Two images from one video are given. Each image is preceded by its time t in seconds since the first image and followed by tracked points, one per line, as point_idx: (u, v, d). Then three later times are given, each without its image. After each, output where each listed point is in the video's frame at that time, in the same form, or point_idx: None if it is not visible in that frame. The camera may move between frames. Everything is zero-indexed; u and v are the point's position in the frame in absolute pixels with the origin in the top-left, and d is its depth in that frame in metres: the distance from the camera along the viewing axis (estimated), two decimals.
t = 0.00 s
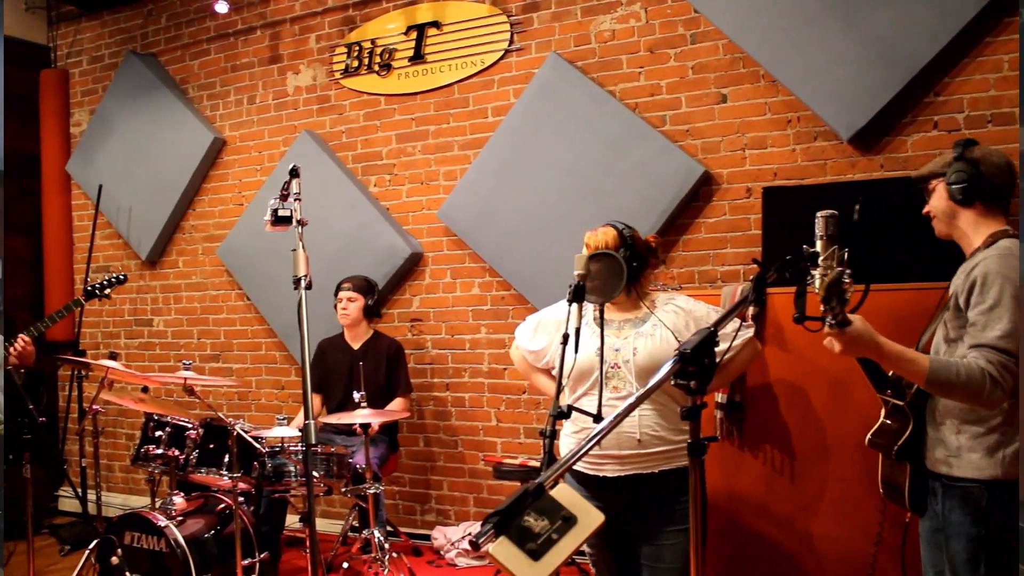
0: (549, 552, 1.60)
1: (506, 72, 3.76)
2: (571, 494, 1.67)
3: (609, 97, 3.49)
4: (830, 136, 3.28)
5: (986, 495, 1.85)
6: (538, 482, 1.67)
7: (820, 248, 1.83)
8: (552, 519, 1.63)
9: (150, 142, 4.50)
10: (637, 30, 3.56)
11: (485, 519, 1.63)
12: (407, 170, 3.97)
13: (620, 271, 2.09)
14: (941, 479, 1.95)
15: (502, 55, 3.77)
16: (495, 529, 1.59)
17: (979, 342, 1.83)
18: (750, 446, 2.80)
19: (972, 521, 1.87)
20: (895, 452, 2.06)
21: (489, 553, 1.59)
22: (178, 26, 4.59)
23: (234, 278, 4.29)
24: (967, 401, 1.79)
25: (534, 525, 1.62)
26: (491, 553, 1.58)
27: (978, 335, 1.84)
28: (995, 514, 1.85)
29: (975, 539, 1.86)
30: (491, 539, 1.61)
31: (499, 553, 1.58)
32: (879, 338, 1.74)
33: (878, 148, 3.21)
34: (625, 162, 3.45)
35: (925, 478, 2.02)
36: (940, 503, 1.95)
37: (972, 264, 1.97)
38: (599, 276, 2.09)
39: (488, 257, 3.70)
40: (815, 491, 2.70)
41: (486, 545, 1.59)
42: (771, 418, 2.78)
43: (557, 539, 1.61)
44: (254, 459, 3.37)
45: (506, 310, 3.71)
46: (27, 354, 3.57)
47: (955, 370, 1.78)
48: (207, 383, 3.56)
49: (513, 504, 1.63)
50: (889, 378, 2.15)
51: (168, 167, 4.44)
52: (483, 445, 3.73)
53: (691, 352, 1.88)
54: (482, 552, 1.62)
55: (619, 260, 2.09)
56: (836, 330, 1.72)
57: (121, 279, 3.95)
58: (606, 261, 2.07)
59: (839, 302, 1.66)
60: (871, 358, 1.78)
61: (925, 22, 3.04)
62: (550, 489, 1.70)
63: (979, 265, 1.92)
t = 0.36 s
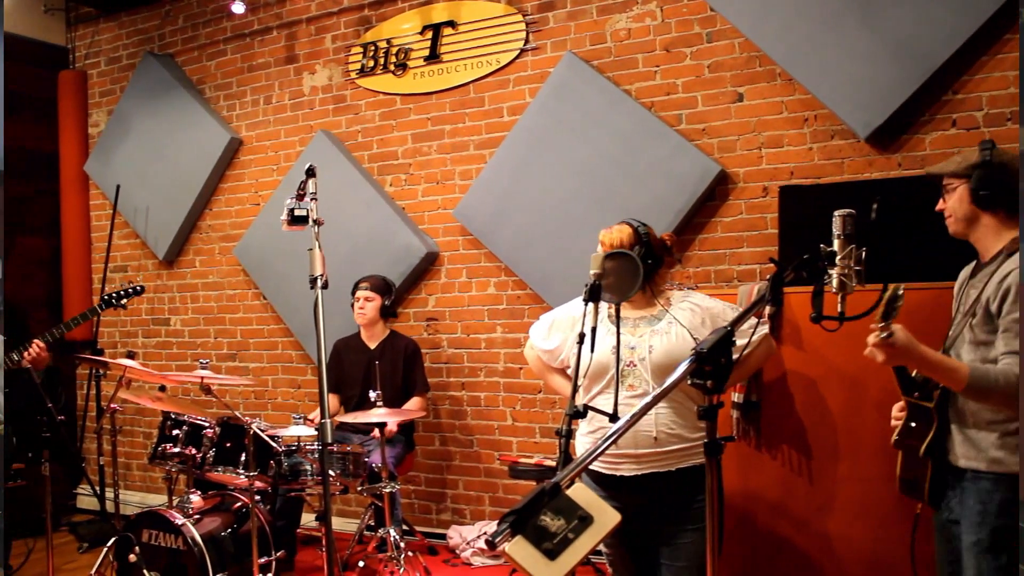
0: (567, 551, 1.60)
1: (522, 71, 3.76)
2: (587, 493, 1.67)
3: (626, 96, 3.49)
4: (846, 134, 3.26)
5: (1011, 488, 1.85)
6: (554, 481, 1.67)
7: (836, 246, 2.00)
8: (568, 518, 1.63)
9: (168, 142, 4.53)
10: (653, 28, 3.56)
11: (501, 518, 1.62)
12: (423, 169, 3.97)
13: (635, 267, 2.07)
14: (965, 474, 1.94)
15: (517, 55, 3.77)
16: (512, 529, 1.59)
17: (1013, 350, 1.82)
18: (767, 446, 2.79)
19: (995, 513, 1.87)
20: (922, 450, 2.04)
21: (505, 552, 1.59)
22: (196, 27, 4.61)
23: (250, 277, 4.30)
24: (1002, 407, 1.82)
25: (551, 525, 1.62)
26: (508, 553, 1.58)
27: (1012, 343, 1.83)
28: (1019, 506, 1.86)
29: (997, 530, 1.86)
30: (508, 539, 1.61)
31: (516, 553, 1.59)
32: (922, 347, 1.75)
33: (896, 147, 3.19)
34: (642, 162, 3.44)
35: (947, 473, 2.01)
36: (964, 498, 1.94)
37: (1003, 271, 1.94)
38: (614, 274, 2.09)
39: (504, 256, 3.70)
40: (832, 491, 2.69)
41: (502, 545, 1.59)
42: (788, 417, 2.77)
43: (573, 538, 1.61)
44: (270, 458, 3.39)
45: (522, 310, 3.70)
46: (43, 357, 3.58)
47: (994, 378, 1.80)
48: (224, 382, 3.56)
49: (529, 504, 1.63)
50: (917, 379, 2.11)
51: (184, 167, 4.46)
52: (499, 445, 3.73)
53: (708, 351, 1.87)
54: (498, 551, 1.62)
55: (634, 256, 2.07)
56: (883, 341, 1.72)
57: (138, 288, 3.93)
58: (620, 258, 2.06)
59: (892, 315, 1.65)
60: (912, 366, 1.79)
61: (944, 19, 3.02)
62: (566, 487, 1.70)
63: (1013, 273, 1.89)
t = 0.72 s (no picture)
0: (584, 551, 1.59)
1: (539, 70, 3.76)
2: (606, 493, 1.66)
3: (643, 95, 3.48)
4: (866, 133, 3.24)
5: None
6: (573, 481, 1.67)
7: (855, 246, 2.04)
8: (587, 517, 1.62)
9: (187, 142, 4.55)
10: (670, 27, 3.55)
11: (519, 519, 1.62)
12: (440, 168, 3.98)
13: (652, 265, 2.08)
14: (999, 477, 1.94)
15: (535, 54, 3.77)
16: (530, 527, 1.59)
17: None
18: (786, 447, 2.77)
19: None
20: (954, 455, 2.04)
21: (523, 551, 1.58)
22: (214, 28, 4.63)
23: (269, 277, 4.32)
24: None
25: (569, 524, 1.61)
26: (525, 552, 1.58)
27: None
28: None
29: None
30: (526, 538, 1.61)
31: (534, 553, 1.58)
32: (971, 351, 1.83)
33: (916, 145, 3.16)
34: (660, 161, 3.43)
35: (978, 476, 2.02)
36: (998, 501, 1.94)
37: None
38: (632, 274, 2.08)
39: (521, 256, 3.70)
40: (852, 492, 2.67)
41: (519, 543, 1.58)
42: (807, 418, 2.75)
43: (591, 537, 1.60)
44: (289, 457, 3.38)
45: (539, 309, 3.70)
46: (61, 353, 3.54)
47: None
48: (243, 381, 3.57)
49: (548, 503, 1.63)
50: (952, 385, 2.07)
51: (202, 168, 4.48)
52: (517, 444, 3.73)
53: (727, 351, 1.86)
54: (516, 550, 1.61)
55: (650, 254, 2.09)
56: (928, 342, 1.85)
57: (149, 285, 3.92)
58: (637, 256, 2.07)
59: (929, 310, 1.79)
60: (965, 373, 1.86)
61: (964, 16, 2.99)
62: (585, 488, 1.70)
63: None
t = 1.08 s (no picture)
0: (606, 550, 1.58)
1: (559, 69, 3.76)
2: (627, 492, 1.66)
3: (664, 94, 3.47)
4: (888, 131, 3.21)
5: None
6: (594, 480, 1.66)
7: (878, 246, 1.98)
8: (608, 517, 1.62)
9: (209, 142, 4.58)
10: (691, 25, 3.54)
11: (540, 517, 1.61)
12: (461, 168, 3.98)
13: (674, 266, 2.06)
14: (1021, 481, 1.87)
15: (555, 53, 3.77)
16: (551, 527, 1.58)
17: None
18: (807, 447, 2.75)
19: None
20: (970, 455, 2.00)
21: (544, 551, 1.58)
22: (235, 28, 4.66)
23: (290, 276, 4.34)
24: None
25: (590, 524, 1.61)
26: (546, 551, 1.57)
27: None
28: None
29: None
30: (547, 537, 1.60)
31: (556, 552, 1.57)
32: (965, 343, 1.75)
33: (940, 142, 3.13)
34: (680, 160, 3.42)
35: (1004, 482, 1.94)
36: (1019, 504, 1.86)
37: None
38: (655, 275, 2.07)
39: (542, 255, 3.70)
40: (874, 493, 2.65)
41: (541, 543, 1.58)
42: (828, 418, 2.72)
43: (613, 537, 1.60)
44: (311, 455, 3.40)
45: (560, 308, 3.70)
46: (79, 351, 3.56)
47: None
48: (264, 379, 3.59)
49: (569, 502, 1.62)
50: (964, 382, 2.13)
51: (223, 168, 4.51)
52: (537, 443, 3.73)
53: (748, 350, 1.85)
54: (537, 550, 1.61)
55: (672, 255, 2.07)
56: (922, 334, 1.75)
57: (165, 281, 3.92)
58: (658, 257, 2.05)
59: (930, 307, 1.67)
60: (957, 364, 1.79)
61: (989, 12, 2.96)
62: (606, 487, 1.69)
63: None
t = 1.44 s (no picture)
0: (629, 550, 1.58)
1: (581, 68, 3.76)
2: (649, 491, 1.65)
3: (686, 92, 3.46)
4: (913, 128, 3.18)
5: None
6: (616, 480, 1.66)
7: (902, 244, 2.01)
8: (630, 517, 1.61)
9: (231, 141, 4.61)
10: (713, 23, 3.52)
11: (562, 517, 1.61)
12: (482, 167, 3.99)
13: (696, 263, 2.05)
14: None
15: (576, 52, 3.76)
16: (573, 526, 1.58)
17: None
18: (830, 446, 2.70)
19: None
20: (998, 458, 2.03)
21: (566, 550, 1.58)
22: (258, 29, 4.68)
23: (312, 275, 4.36)
24: None
25: (612, 523, 1.60)
26: (568, 550, 1.57)
27: None
28: None
29: None
30: (569, 537, 1.59)
31: (579, 552, 1.57)
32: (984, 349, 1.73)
33: (965, 140, 3.08)
34: (702, 159, 3.41)
35: None
36: None
37: None
38: (676, 272, 2.05)
39: (564, 255, 3.70)
40: (899, 494, 2.60)
41: (563, 542, 1.58)
42: (852, 418, 2.68)
43: (635, 536, 1.59)
44: (332, 454, 3.40)
45: (582, 307, 3.69)
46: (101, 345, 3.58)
47: None
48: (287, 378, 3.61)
49: (592, 502, 1.62)
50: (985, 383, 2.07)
51: (246, 168, 4.54)
52: (558, 443, 3.73)
53: (772, 350, 1.83)
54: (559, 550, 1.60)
55: (694, 254, 2.05)
56: (938, 344, 1.73)
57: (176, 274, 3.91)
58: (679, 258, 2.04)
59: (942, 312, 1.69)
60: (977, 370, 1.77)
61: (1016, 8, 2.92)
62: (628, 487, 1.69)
63: None
